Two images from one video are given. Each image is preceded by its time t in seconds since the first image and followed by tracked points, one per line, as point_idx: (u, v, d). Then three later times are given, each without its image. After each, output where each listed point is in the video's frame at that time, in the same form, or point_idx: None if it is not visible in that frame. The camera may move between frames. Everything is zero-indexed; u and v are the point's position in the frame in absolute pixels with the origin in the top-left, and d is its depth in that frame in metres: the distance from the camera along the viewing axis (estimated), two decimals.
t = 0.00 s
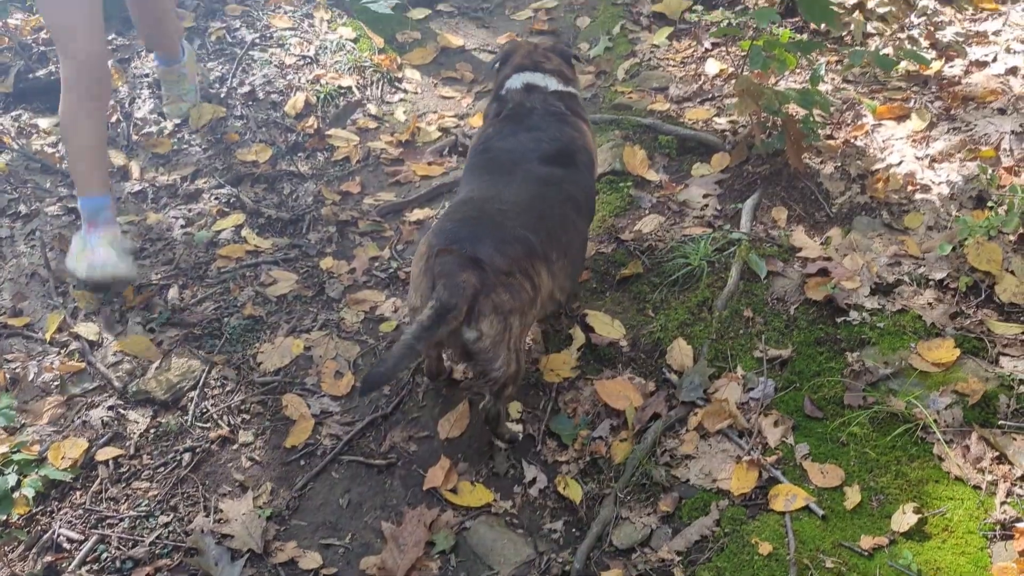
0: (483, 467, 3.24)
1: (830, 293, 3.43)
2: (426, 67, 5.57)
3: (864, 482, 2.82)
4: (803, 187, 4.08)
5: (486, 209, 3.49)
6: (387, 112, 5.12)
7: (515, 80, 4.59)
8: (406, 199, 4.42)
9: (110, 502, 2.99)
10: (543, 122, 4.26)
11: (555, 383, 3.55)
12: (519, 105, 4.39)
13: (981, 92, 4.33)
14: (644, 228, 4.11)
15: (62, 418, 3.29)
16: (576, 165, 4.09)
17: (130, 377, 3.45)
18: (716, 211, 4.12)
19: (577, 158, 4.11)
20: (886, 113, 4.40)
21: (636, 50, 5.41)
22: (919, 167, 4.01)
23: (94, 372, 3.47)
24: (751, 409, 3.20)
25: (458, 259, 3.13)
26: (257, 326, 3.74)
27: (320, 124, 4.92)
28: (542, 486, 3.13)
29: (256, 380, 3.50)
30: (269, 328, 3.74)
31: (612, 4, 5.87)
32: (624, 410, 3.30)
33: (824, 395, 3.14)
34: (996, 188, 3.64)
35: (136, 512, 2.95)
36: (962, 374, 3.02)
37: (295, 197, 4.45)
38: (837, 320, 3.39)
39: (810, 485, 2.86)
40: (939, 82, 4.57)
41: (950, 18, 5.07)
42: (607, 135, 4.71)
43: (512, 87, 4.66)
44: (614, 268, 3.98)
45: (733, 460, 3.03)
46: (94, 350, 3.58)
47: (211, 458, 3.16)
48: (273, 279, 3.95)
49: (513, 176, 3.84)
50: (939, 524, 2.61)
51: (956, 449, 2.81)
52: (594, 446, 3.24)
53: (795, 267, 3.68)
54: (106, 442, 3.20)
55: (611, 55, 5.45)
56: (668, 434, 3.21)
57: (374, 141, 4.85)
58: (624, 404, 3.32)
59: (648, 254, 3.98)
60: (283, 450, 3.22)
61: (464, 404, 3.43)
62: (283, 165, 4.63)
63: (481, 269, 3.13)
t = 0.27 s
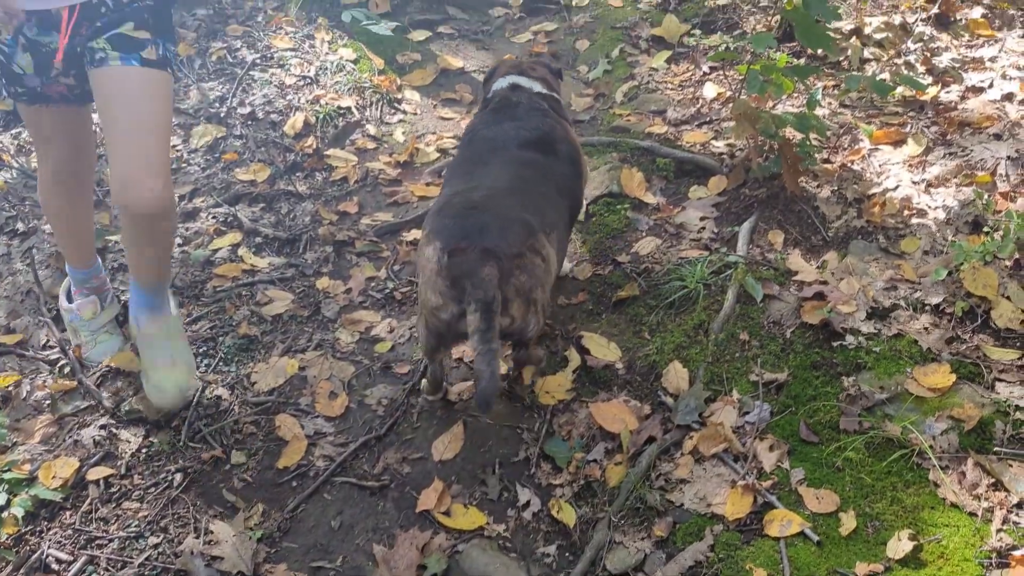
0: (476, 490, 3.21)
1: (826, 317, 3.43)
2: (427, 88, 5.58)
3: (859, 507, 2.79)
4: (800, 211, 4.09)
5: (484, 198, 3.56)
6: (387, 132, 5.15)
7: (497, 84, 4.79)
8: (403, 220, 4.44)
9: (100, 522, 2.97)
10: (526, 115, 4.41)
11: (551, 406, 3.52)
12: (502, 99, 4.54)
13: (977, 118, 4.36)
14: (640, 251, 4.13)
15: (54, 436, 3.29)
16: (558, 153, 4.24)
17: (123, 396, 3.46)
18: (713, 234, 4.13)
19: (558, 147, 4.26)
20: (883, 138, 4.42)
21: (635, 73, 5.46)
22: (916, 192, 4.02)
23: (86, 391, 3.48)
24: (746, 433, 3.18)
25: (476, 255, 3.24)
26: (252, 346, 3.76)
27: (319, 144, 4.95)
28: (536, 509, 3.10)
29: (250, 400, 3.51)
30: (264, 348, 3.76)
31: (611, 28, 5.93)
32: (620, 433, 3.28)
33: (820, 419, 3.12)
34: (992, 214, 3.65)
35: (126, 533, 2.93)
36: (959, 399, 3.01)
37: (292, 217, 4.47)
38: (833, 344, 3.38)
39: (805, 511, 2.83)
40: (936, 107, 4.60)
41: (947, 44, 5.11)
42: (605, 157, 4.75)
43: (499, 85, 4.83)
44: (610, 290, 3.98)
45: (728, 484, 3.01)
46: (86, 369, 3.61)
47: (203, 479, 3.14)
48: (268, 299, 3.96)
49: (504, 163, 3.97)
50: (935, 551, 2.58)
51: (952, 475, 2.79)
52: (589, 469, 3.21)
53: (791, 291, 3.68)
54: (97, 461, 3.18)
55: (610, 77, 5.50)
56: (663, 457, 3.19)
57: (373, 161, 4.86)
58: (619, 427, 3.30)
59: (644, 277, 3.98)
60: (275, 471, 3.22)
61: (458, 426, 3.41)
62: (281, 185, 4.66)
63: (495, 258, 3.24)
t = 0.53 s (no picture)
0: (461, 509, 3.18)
1: (814, 335, 3.43)
2: (415, 104, 5.60)
3: (847, 527, 2.78)
4: (787, 229, 4.11)
5: (504, 180, 3.77)
6: (375, 148, 5.16)
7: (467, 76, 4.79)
8: (391, 236, 4.44)
9: (79, 541, 2.93)
10: (509, 108, 4.41)
11: (538, 424, 3.48)
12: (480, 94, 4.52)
13: (963, 137, 4.40)
14: (629, 267, 4.12)
15: (34, 454, 3.26)
16: (549, 142, 4.28)
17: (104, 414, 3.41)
18: (700, 252, 4.13)
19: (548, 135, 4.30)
20: (870, 156, 4.45)
21: (624, 90, 5.49)
22: (903, 211, 4.04)
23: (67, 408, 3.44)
24: (734, 452, 3.16)
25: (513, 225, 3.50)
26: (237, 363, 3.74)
27: (307, 160, 4.95)
28: (522, 528, 3.07)
29: (234, 417, 3.49)
30: (249, 365, 3.74)
31: (601, 46, 5.99)
32: (607, 451, 3.26)
33: (807, 438, 3.11)
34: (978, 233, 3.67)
35: (105, 552, 2.88)
36: (946, 418, 3.00)
37: (279, 233, 4.45)
38: (820, 362, 3.38)
39: (792, 530, 2.81)
40: (922, 126, 4.64)
41: (933, 64, 5.16)
42: (594, 174, 4.76)
43: (462, 79, 4.80)
44: (598, 307, 3.97)
45: (715, 503, 2.99)
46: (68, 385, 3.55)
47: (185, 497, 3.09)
48: (254, 316, 3.95)
49: (505, 155, 4.01)
50: (923, 571, 2.56)
51: (940, 494, 2.78)
52: (575, 488, 3.19)
53: (779, 308, 3.68)
54: (78, 479, 3.15)
55: (598, 95, 5.53)
56: (651, 476, 3.17)
57: (361, 178, 4.87)
58: (607, 445, 3.27)
59: (632, 293, 3.98)
60: (259, 489, 3.21)
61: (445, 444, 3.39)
62: (268, 201, 4.64)
63: (528, 231, 3.52)
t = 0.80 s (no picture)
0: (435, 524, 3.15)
1: (787, 348, 3.45)
2: (392, 116, 5.60)
3: (819, 540, 2.78)
4: (761, 243, 4.14)
5: (483, 172, 4.01)
6: (351, 161, 5.13)
7: (468, 69, 5.05)
8: (367, 249, 4.42)
9: (45, 560, 2.87)
10: (500, 103, 4.68)
11: (512, 438, 3.45)
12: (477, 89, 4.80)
13: (934, 152, 4.47)
14: (605, 280, 4.12)
15: None
16: (536, 137, 4.54)
17: (72, 429, 3.33)
18: (676, 265, 4.15)
19: (535, 131, 4.57)
20: (843, 170, 4.50)
21: (600, 104, 5.51)
22: (875, 225, 4.09)
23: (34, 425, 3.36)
24: (707, 465, 3.16)
25: (483, 220, 3.71)
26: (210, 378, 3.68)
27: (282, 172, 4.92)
28: (495, 544, 3.04)
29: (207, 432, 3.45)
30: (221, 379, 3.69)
31: (578, 60, 6.03)
32: (582, 465, 3.25)
33: (780, 451, 3.12)
34: (949, 247, 3.72)
35: (71, 570, 2.83)
36: (916, 431, 3.03)
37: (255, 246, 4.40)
38: (794, 375, 3.39)
39: (765, 543, 2.81)
40: (894, 141, 4.70)
41: (905, 79, 5.24)
42: (570, 188, 4.76)
43: (464, 73, 5.05)
44: (574, 320, 3.96)
45: (689, 517, 2.99)
46: (37, 402, 3.46)
47: (153, 514, 3.03)
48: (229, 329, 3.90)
49: (490, 146, 4.27)
50: None
51: (910, 507, 2.80)
52: (550, 502, 3.17)
53: (753, 322, 3.70)
54: (44, 497, 3.08)
55: (575, 108, 5.56)
56: (625, 489, 3.16)
57: (337, 191, 4.85)
58: (581, 459, 3.26)
59: (608, 306, 3.98)
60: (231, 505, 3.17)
61: (419, 458, 3.36)
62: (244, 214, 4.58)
63: (502, 223, 3.71)
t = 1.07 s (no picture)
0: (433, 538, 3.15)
1: (784, 362, 3.47)
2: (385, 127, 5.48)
3: (818, 555, 2.80)
4: (756, 255, 4.15)
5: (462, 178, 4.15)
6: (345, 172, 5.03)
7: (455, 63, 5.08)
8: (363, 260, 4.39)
9: None
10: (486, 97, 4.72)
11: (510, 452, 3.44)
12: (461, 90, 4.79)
13: (926, 165, 4.51)
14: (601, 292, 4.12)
15: None
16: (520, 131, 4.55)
17: (67, 443, 3.33)
18: (671, 278, 4.14)
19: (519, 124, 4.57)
20: (836, 183, 4.53)
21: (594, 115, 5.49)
22: (869, 238, 4.11)
23: (29, 438, 3.37)
24: (706, 479, 3.15)
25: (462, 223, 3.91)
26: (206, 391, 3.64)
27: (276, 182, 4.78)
28: (495, 560, 3.04)
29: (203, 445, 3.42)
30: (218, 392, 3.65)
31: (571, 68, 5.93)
32: (580, 479, 3.24)
33: (778, 466, 3.13)
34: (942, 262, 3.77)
35: None
36: (913, 446, 3.05)
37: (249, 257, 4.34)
38: (791, 390, 3.40)
39: (766, 559, 2.81)
40: (886, 154, 4.73)
41: (897, 92, 5.28)
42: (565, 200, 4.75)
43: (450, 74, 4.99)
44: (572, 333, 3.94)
45: (688, 532, 2.98)
46: (30, 414, 3.47)
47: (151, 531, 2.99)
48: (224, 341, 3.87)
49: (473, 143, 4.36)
50: None
51: (908, 522, 2.83)
52: (548, 517, 3.15)
53: (749, 335, 3.70)
54: (41, 511, 3.10)
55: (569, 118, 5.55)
56: (624, 504, 3.15)
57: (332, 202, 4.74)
58: (580, 473, 3.25)
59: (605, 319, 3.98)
60: (228, 520, 3.16)
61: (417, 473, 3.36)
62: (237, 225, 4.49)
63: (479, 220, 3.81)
